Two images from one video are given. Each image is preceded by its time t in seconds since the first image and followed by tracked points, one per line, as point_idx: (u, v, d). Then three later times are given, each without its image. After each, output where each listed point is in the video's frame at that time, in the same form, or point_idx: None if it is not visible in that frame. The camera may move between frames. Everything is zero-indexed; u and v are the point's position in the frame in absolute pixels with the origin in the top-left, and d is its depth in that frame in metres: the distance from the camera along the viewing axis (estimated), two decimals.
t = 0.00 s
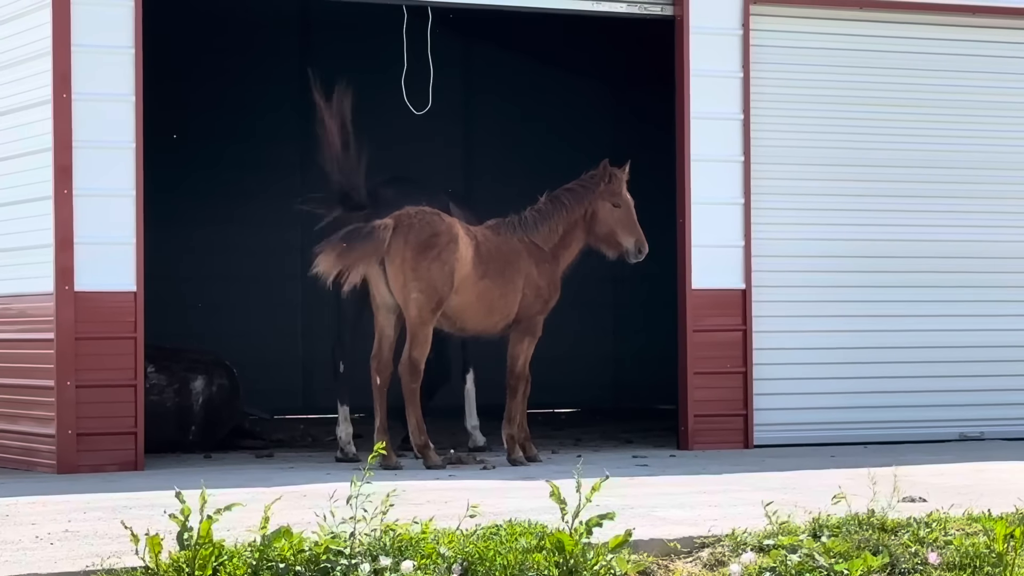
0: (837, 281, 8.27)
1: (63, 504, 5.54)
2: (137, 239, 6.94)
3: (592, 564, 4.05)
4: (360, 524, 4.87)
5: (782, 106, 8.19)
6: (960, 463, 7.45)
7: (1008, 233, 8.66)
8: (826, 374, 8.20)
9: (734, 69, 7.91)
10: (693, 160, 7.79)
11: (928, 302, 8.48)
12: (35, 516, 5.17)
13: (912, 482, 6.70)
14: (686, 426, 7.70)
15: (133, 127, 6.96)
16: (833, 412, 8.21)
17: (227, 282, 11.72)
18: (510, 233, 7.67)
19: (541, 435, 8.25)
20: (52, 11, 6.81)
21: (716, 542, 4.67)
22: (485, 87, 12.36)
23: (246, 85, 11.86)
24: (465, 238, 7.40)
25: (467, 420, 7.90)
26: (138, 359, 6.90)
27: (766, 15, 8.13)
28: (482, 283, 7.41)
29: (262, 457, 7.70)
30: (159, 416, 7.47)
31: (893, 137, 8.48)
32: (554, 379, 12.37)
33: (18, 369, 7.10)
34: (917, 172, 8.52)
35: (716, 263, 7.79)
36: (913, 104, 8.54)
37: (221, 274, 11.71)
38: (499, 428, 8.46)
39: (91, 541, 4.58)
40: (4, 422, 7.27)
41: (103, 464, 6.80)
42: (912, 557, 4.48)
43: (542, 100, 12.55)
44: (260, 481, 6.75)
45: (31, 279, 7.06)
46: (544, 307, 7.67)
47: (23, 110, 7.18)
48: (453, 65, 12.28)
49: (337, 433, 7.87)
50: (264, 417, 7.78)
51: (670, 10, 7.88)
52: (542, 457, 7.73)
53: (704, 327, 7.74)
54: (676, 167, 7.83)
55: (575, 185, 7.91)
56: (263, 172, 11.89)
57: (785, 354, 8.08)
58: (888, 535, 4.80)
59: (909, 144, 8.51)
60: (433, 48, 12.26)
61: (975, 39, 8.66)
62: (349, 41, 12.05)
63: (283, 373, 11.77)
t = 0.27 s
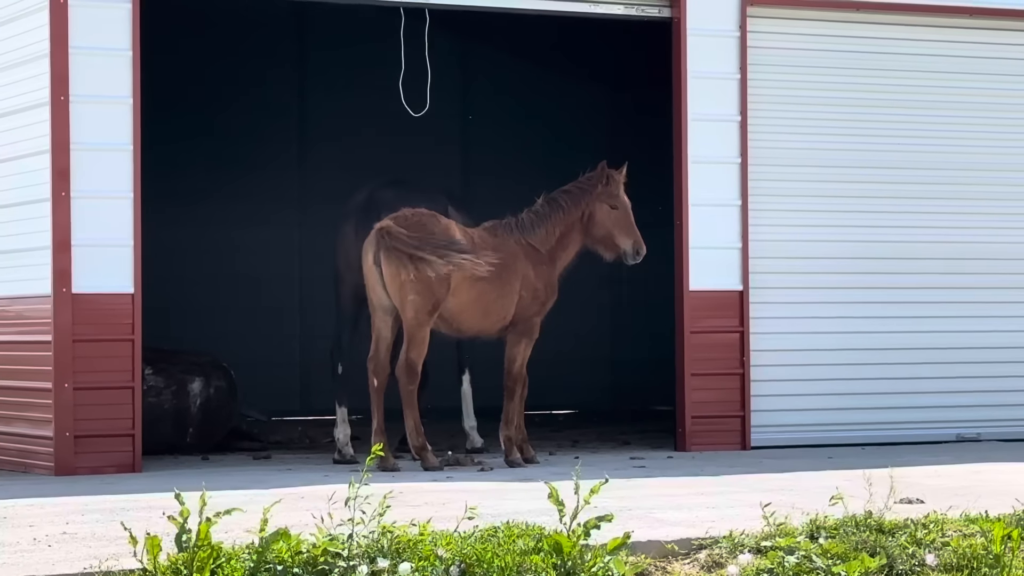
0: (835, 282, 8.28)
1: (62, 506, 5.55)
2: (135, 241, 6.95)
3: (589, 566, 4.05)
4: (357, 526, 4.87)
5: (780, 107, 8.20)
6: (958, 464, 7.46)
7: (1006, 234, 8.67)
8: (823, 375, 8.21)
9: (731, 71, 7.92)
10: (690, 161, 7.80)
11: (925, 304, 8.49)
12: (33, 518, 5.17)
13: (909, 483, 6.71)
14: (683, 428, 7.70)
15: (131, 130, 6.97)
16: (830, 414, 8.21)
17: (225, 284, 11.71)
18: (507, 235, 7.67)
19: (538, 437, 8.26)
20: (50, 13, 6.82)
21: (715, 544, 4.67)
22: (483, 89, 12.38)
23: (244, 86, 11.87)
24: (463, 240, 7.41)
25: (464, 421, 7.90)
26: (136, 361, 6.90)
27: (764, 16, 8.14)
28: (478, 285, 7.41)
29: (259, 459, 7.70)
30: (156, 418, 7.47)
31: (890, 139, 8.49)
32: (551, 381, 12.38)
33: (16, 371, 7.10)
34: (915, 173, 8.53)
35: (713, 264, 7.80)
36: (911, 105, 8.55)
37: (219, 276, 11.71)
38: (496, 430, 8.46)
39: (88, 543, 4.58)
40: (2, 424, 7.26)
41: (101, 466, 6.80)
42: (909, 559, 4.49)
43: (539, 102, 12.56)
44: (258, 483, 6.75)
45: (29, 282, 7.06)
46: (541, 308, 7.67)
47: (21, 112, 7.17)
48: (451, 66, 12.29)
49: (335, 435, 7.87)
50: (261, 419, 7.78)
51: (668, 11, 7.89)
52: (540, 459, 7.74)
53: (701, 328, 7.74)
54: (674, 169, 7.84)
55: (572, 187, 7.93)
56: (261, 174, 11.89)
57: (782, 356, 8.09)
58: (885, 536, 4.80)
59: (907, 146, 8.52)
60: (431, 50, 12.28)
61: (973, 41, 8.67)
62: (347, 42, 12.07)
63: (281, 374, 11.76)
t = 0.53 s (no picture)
0: (832, 283, 8.28)
1: (60, 507, 5.55)
2: (133, 242, 6.95)
3: (587, 566, 4.04)
4: (354, 527, 4.87)
5: (778, 108, 8.21)
6: (956, 465, 7.46)
7: (1004, 235, 8.68)
8: (820, 375, 8.22)
9: (729, 71, 7.93)
10: (688, 162, 7.80)
11: (923, 304, 8.50)
12: (31, 519, 5.17)
13: (907, 484, 6.71)
14: (681, 429, 7.70)
15: (128, 130, 6.97)
16: (828, 414, 8.22)
17: (223, 285, 11.70)
18: (504, 236, 7.69)
19: (536, 437, 8.26)
20: (47, 14, 6.82)
21: (712, 544, 4.68)
22: (480, 89, 12.38)
23: (241, 86, 11.87)
24: (459, 240, 7.42)
25: (462, 421, 7.90)
26: (133, 362, 6.90)
27: (761, 17, 8.15)
28: (475, 286, 7.43)
29: (257, 460, 7.70)
30: (154, 419, 7.47)
31: (888, 140, 8.50)
32: (549, 381, 12.38)
33: (13, 372, 7.09)
34: (912, 174, 8.53)
35: (711, 265, 7.80)
36: (909, 106, 8.56)
37: (216, 276, 11.70)
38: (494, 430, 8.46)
39: (86, 544, 4.57)
40: None
41: (98, 467, 6.80)
42: (907, 559, 4.49)
43: (537, 102, 12.57)
44: (256, 484, 6.75)
45: (27, 282, 7.05)
46: (538, 309, 7.69)
47: (18, 113, 7.17)
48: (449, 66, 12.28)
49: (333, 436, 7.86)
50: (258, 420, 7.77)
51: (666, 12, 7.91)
52: (537, 459, 7.74)
53: (699, 329, 7.75)
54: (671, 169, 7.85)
55: (569, 189, 7.94)
56: (259, 174, 11.88)
57: (780, 356, 8.09)
58: (883, 536, 4.81)
59: (904, 146, 8.53)
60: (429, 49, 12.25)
61: (970, 41, 8.68)
62: (345, 42, 12.08)
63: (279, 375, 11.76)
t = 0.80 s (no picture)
0: (828, 283, 8.28)
1: (54, 506, 5.53)
2: (128, 241, 6.94)
3: (583, 565, 4.03)
4: (350, 527, 4.87)
5: (774, 108, 8.20)
6: (951, 465, 7.46)
7: (1000, 235, 8.67)
8: (815, 375, 8.21)
9: (725, 71, 7.92)
10: (684, 161, 7.80)
11: (919, 304, 8.50)
12: (26, 519, 5.16)
13: (903, 483, 6.72)
14: (677, 428, 7.70)
15: (124, 129, 6.96)
16: (823, 413, 8.22)
17: (218, 284, 11.69)
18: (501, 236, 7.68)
19: (531, 437, 8.25)
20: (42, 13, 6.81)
21: (708, 543, 4.68)
22: (476, 88, 12.37)
23: (237, 85, 11.86)
24: (455, 240, 7.39)
25: (458, 421, 7.89)
26: (129, 361, 6.89)
27: (758, 16, 8.14)
28: (471, 286, 7.40)
29: (252, 460, 7.69)
30: (150, 419, 7.45)
31: (884, 139, 8.49)
32: (545, 381, 12.37)
33: (8, 371, 7.08)
34: (909, 174, 8.53)
35: (707, 264, 7.79)
36: (905, 105, 8.55)
37: (213, 275, 11.69)
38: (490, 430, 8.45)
39: (82, 543, 4.57)
40: None
41: (94, 467, 6.79)
42: (902, 559, 4.48)
43: (533, 101, 12.57)
44: (251, 483, 6.74)
45: (22, 281, 7.04)
46: (534, 308, 7.67)
47: (13, 111, 7.16)
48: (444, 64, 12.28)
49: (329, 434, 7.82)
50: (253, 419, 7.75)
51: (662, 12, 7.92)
52: (533, 459, 7.73)
53: (695, 329, 7.74)
54: (667, 169, 7.85)
55: (568, 189, 7.91)
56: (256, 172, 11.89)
57: (775, 356, 8.09)
58: (878, 536, 4.81)
59: (901, 146, 8.53)
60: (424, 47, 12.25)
61: (967, 41, 8.68)
62: (341, 40, 12.06)
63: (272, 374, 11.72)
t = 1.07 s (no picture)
0: (864, 280, 7.38)
1: None
2: (74, 233, 6.06)
3: None
4: (329, 553, 4.09)
5: (805, 84, 7.31)
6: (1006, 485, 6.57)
7: None
8: (849, 385, 7.33)
9: (749, 43, 7.06)
10: (700, 144, 6.93)
11: (965, 305, 7.60)
12: None
13: (952, 506, 5.81)
14: (693, 443, 6.83)
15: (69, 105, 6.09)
16: (856, 428, 7.34)
17: (184, 284, 10.44)
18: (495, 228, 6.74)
19: (530, 454, 7.33)
20: None
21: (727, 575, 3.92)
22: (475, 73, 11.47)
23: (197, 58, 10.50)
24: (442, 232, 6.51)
25: (447, 436, 6.96)
26: (76, 368, 6.02)
27: None
28: (461, 283, 6.53)
29: (215, 480, 6.81)
30: (98, 434, 6.58)
31: (928, 120, 7.59)
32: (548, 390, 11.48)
33: None
34: (955, 158, 7.62)
35: (727, 260, 6.92)
36: (953, 81, 7.63)
37: (175, 275, 10.42)
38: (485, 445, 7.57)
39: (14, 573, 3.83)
40: None
41: (37, 488, 5.92)
42: None
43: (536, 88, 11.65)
44: (212, 506, 5.86)
45: None
46: (534, 309, 6.75)
47: None
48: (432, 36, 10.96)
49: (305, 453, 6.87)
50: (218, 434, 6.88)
51: None
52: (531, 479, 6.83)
53: (713, 332, 6.87)
54: (682, 153, 6.98)
55: (573, 175, 6.91)
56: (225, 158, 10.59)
57: (804, 363, 7.22)
58: (918, 567, 4.04)
59: (948, 127, 7.60)
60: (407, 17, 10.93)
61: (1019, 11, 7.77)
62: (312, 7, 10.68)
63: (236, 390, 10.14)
